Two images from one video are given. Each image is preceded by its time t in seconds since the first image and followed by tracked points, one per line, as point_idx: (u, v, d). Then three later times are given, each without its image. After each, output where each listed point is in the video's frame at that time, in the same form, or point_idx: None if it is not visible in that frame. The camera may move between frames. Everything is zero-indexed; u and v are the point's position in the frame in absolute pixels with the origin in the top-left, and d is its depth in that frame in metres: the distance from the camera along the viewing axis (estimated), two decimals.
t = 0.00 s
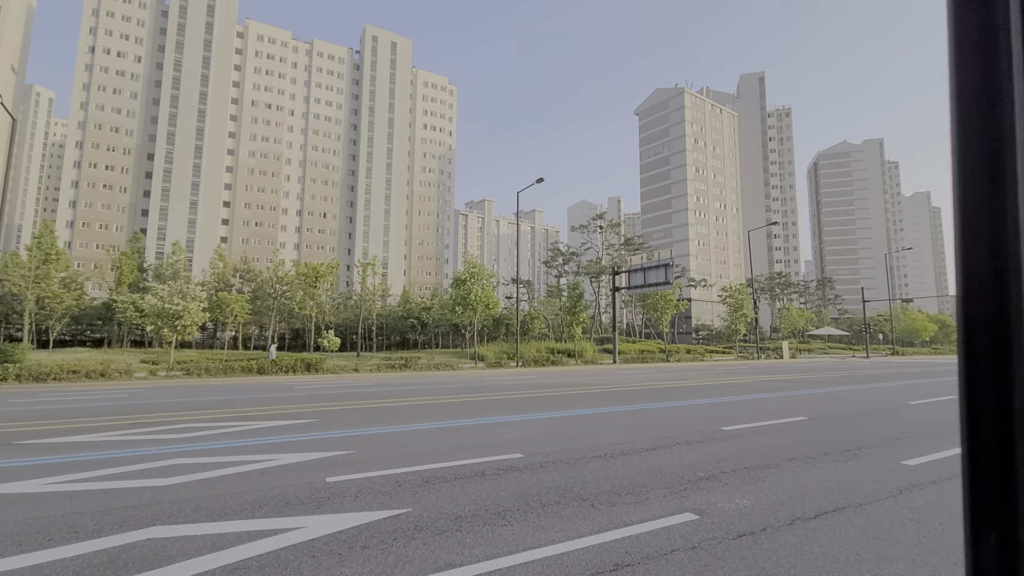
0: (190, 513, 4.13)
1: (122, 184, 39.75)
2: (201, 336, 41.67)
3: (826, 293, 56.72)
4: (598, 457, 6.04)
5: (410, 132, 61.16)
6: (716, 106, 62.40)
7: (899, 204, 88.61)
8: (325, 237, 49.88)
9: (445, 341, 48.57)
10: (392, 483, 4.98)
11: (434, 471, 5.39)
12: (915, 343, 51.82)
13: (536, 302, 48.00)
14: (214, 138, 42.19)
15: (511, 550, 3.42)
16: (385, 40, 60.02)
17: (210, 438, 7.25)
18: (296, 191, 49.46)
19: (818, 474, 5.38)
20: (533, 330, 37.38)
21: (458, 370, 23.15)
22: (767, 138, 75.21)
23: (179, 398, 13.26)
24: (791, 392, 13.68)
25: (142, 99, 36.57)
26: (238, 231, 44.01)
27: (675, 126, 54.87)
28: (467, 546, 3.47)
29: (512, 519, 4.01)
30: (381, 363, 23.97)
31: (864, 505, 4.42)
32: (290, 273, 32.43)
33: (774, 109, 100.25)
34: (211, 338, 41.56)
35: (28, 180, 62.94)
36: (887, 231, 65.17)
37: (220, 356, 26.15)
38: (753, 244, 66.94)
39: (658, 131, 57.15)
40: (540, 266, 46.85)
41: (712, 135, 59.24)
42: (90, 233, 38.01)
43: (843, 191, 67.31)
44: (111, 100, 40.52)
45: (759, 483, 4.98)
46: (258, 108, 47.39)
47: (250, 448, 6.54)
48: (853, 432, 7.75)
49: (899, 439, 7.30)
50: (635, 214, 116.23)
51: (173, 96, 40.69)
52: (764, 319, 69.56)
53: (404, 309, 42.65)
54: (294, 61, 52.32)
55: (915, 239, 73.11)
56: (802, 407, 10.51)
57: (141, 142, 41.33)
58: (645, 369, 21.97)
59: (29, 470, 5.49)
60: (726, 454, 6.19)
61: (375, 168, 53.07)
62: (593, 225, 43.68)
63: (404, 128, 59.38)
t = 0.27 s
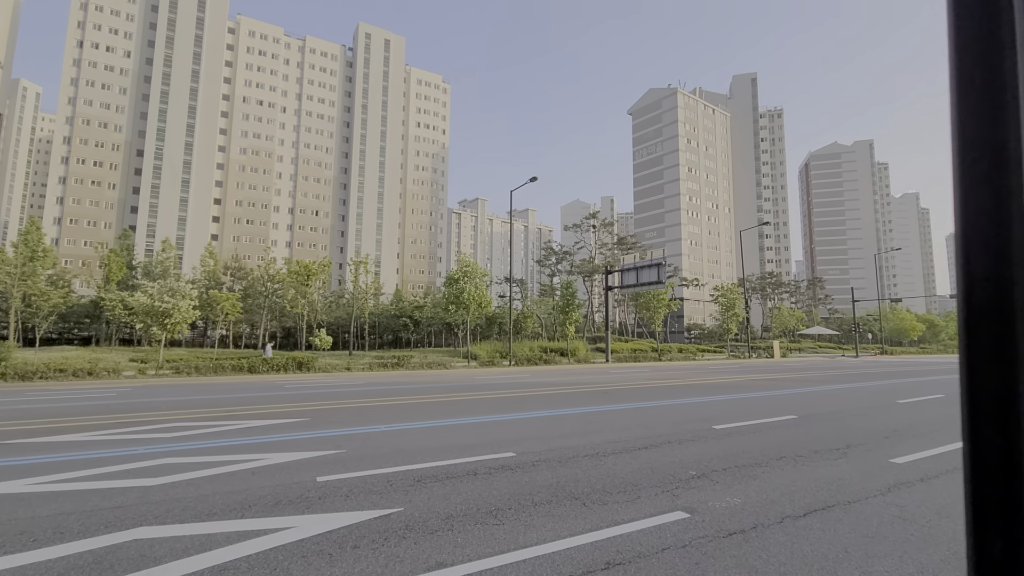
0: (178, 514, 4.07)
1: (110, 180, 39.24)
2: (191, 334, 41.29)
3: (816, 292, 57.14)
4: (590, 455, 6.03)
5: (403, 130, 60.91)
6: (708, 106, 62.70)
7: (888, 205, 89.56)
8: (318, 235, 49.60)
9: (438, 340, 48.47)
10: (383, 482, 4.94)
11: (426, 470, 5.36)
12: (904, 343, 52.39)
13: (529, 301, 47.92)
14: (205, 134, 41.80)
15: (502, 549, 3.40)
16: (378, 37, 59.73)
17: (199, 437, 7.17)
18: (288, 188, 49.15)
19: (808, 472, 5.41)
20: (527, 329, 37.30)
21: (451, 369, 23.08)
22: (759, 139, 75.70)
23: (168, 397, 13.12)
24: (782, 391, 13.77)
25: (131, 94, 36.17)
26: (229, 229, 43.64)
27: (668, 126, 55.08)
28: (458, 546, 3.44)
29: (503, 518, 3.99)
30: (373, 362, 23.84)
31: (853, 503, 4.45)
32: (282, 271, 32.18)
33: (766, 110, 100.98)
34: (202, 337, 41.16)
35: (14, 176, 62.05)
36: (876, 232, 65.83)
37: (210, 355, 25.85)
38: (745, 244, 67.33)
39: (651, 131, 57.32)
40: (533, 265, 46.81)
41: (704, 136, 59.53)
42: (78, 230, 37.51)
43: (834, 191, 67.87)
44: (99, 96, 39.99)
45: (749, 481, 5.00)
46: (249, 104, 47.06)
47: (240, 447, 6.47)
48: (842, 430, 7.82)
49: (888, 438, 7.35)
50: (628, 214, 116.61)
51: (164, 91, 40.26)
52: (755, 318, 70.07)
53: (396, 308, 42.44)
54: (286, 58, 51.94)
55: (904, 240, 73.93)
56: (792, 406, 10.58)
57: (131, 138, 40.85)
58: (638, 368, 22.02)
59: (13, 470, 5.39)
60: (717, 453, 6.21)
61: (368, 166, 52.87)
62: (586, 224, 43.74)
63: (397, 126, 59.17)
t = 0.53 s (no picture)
0: (174, 512, 4.03)
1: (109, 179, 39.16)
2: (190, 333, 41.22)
3: (816, 292, 57.11)
4: (588, 454, 6.00)
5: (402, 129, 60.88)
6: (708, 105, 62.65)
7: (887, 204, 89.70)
8: (317, 234, 49.58)
9: (437, 339, 48.42)
10: (381, 481, 4.90)
11: (423, 469, 5.32)
12: (902, 342, 52.40)
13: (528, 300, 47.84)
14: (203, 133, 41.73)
15: (499, 548, 3.37)
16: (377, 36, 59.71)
17: (196, 435, 7.14)
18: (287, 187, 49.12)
19: (806, 470, 5.39)
20: (526, 328, 37.21)
21: (449, 368, 23.03)
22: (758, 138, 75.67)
23: (165, 396, 13.07)
24: (780, 390, 13.75)
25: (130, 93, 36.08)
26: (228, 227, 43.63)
27: (668, 125, 55.03)
28: (455, 545, 3.41)
29: (501, 516, 3.95)
30: (372, 361, 23.77)
31: (852, 501, 4.43)
32: (280, 270, 32.09)
33: (766, 109, 100.75)
34: (200, 336, 41.07)
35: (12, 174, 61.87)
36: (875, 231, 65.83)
37: (208, 354, 25.71)
38: (744, 243, 67.30)
39: (651, 130, 57.28)
40: (532, 264, 46.75)
41: (704, 135, 59.50)
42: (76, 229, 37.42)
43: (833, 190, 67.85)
44: (97, 94, 39.88)
45: (748, 480, 4.97)
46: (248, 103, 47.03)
47: (237, 446, 6.43)
48: (841, 429, 7.79)
49: (886, 436, 7.34)
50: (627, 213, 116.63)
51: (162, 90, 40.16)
52: (754, 317, 70.03)
53: (395, 307, 42.32)
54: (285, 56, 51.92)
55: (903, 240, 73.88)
56: (790, 404, 10.58)
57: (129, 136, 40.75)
58: (637, 368, 21.99)
59: (7, 469, 5.35)
60: (716, 451, 6.18)
61: (367, 165, 52.90)
62: (585, 223, 43.69)
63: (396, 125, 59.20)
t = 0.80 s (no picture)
0: (177, 511, 4.04)
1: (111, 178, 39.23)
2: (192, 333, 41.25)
3: (818, 291, 56.94)
4: (591, 453, 6.00)
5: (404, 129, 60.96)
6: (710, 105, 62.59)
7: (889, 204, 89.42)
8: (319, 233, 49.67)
9: (439, 338, 48.43)
10: (382, 480, 4.90)
11: (425, 468, 5.31)
12: (905, 342, 52.25)
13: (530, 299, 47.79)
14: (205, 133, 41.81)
15: (501, 547, 3.36)
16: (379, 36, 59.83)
17: (198, 434, 7.15)
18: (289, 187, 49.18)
19: (809, 470, 5.37)
20: (527, 327, 37.13)
21: (451, 367, 23.03)
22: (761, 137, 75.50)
23: (168, 395, 13.11)
24: (781, 390, 13.73)
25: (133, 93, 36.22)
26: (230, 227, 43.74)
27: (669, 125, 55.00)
28: (457, 544, 3.40)
29: (503, 516, 3.94)
30: (374, 361, 23.75)
31: (855, 501, 4.41)
32: (283, 269, 32.10)
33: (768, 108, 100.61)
34: (202, 335, 41.09)
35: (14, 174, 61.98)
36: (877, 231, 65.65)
37: (210, 353, 25.66)
38: (746, 243, 67.18)
39: (653, 129, 57.22)
40: (534, 264, 46.70)
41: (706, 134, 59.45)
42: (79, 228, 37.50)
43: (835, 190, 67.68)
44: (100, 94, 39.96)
45: (751, 479, 4.96)
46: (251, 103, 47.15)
47: (239, 445, 6.44)
48: (844, 428, 7.77)
49: (889, 435, 7.31)
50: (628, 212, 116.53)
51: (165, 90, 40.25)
52: (756, 317, 69.89)
53: (397, 306, 42.27)
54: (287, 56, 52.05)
55: (906, 239, 73.68)
56: (792, 404, 10.57)
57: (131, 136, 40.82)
58: (639, 367, 21.95)
59: (11, 467, 5.35)
60: (718, 451, 6.16)
61: (369, 164, 53.00)
62: (587, 222, 43.62)
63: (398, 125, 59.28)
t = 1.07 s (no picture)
0: (180, 510, 4.07)
1: (113, 178, 39.32)
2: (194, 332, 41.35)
3: (819, 291, 56.86)
4: (592, 453, 6.02)
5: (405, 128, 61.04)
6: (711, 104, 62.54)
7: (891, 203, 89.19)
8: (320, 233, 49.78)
9: (440, 338, 48.46)
10: (385, 479, 4.93)
11: (427, 467, 5.34)
12: (907, 342, 52.15)
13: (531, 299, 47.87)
14: (207, 133, 41.89)
15: (504, 547, 3.39)
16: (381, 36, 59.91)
17: (199, 434, 7.18)
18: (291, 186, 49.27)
19: (811, 469, 5.38)
20: (529, 327, 37.21)
21: (452, 367, 23.08)
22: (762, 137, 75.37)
23: (172, 394, 13.15)
24: (783, 389, 13.71)
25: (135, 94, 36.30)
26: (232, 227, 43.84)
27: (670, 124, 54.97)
28: (459, 543, 3.42)
29: (505, 515, 3.97)
30: (375, 360, 23.83)
31: (856, 501, 4.42)
32: (284, 270, 32.15)
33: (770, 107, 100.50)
34: (204, 335, 41.17)
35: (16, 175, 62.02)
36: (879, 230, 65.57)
37: (212, 353, 25.68)
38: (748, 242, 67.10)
39: (654, 129, 57.19)
40: (535, 263, 46.74)
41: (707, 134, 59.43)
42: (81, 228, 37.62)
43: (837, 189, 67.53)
44: (102, 94, 40.03)
45: (753, 479, 4.97)
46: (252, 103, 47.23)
47: (242, 444, 6.46)
48: (846, 429, 7.78)
49: (891, 435, 7.30)
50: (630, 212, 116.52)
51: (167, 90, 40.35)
52: (757, 316, 69.84)
53: (398, 306, 42.30)
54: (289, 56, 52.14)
55: (908, 239, 73.51)
56: (793, 404, 10.58)
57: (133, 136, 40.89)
58: (641, 367, 21.96)
59: (16, 466, 5.39)
60: (720, 450, 6.18)
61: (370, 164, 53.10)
62: (588, 222, 43.68)
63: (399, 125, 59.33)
